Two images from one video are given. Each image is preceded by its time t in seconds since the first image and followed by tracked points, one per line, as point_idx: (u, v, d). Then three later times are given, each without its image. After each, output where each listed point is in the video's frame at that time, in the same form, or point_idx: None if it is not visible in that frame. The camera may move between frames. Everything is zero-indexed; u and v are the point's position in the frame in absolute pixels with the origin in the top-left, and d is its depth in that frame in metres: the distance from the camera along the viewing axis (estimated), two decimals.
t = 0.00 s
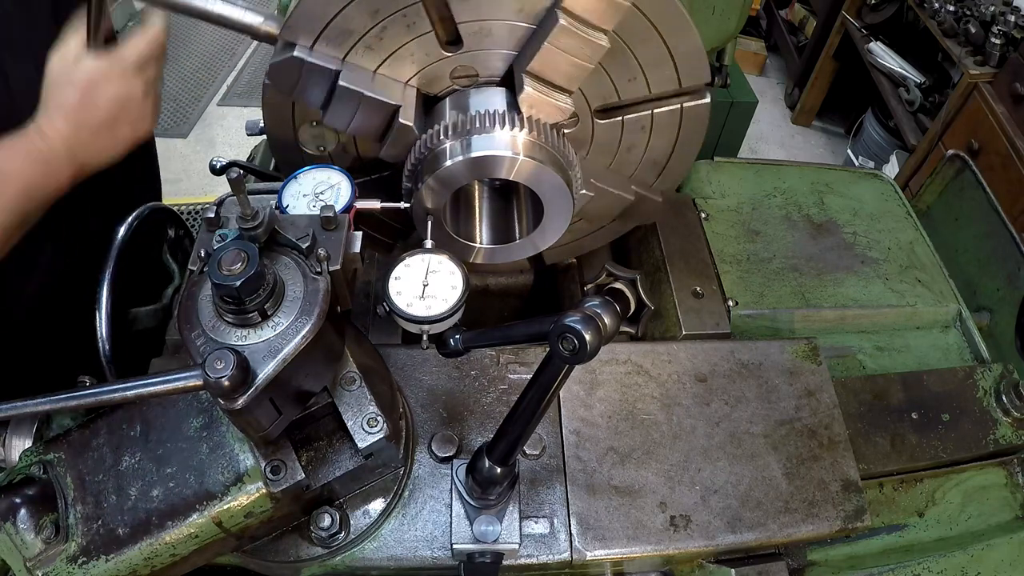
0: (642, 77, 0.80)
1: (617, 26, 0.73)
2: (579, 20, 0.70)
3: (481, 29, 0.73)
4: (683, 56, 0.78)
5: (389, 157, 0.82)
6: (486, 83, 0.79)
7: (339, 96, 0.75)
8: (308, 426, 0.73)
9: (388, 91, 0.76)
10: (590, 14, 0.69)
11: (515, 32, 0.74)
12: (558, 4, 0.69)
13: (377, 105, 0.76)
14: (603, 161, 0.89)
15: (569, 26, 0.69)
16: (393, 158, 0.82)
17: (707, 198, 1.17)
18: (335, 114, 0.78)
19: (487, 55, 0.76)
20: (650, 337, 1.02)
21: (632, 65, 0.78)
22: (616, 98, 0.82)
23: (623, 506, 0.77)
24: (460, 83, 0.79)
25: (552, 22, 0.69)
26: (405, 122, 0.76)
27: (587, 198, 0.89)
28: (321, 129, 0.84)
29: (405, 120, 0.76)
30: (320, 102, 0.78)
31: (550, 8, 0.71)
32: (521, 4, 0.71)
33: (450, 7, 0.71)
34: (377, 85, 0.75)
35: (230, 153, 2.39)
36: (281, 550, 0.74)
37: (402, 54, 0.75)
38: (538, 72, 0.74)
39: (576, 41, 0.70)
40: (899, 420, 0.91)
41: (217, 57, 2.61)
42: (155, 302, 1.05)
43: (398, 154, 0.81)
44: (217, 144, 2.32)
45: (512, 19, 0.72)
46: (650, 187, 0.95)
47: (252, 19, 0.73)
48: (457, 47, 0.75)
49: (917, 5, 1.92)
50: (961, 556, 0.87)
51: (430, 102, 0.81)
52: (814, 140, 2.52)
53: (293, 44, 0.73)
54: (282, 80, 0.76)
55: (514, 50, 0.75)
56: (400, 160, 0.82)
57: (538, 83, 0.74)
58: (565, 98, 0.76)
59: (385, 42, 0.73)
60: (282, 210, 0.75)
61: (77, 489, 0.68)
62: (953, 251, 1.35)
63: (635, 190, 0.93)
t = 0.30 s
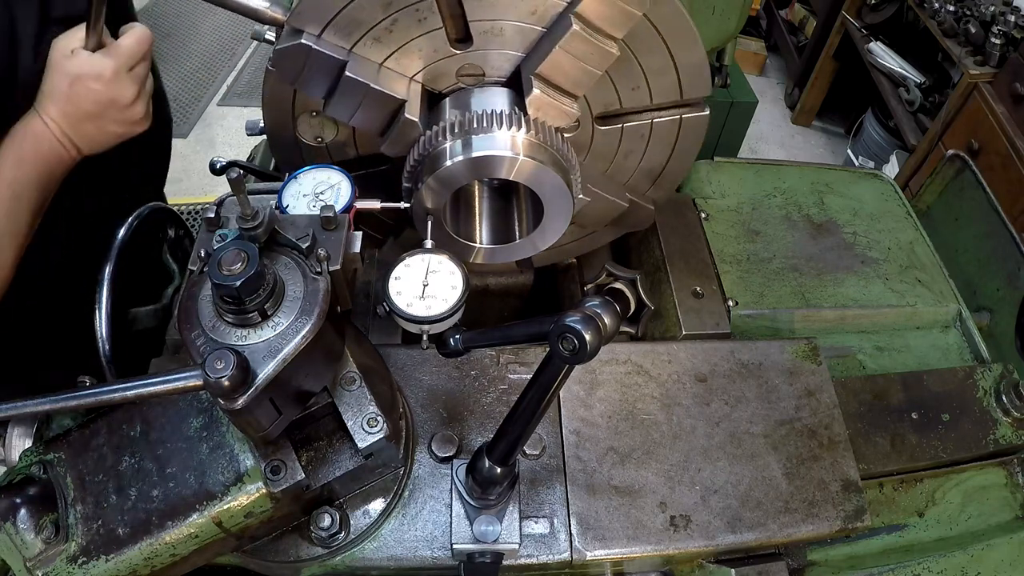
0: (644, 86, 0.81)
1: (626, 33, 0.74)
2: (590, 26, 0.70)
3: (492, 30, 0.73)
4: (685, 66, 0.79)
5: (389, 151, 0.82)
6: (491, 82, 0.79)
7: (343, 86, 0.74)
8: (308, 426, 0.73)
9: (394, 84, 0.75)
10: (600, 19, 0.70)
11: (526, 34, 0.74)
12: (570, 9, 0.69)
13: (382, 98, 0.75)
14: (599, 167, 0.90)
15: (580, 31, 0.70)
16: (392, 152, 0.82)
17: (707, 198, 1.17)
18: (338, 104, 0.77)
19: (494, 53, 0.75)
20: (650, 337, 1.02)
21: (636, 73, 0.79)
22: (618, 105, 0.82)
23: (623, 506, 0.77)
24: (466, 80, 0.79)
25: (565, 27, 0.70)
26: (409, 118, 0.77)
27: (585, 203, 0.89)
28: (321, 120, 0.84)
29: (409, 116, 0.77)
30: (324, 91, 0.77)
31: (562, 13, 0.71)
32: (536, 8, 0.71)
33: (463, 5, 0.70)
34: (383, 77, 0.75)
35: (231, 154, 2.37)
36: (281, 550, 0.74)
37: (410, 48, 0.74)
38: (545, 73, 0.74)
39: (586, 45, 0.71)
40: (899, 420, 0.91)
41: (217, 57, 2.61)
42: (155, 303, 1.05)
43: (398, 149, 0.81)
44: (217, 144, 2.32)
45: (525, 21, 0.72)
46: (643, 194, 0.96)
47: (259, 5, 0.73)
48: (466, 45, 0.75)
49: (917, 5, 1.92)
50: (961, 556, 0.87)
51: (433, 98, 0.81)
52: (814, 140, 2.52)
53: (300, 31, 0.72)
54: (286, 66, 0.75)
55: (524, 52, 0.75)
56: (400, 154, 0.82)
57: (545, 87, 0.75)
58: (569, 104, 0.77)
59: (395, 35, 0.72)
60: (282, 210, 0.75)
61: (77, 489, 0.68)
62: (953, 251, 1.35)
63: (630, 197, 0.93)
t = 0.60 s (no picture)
0: (642, 80, 0.80)
1: (621, 29, 0.73)
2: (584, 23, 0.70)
3: (486, 31, 0.73)
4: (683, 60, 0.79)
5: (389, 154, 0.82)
6: (487, 82, 0.79)
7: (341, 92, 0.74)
8: (308, 426, 0.73)
9: (391, 88, 0.76)
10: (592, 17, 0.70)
11: (520, 33, 0.73)
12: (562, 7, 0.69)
13: (380, 101, 0.75)
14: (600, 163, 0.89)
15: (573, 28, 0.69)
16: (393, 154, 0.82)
17: (707, 198, 1.17)
18: (337, 110, 0.77)
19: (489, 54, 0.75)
20: (650, 337, 1.02)
21: (633, 69, 0.79)
22: (616, 100, 0.82)
23: (623, 506, 0.77)
24: (462, 82, 0.79)
25: (557, 25, 0.69)
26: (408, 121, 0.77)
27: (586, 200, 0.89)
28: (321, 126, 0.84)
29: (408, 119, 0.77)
30: (322, 95, 0.77)
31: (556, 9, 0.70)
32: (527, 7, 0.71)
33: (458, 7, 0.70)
34: (380, 81, 0.75)
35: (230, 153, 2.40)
36: (281, 550, 0.74)
37: (407, 51, 0.74)
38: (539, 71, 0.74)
39: (579, 43, 0.71)
40: (899, 420, 0.91)
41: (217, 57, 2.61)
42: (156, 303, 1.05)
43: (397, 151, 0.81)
44: (217, 144, 2.32)
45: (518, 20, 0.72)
46: (646, 189, 0.95)
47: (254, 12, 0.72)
48: (461, 47, 0.75)
49: (917, 5, 1.92)
50: (961, 556, 0.87)
51: (431, 101, 0.81)
52: (814, 140, 2.52)
53: (296, 39, 0.72)
54: (283, 74, 0.75)
55: (519, 52, 0.75)
56: (400, 156, 0.82)
57: (541, 84, 0.75)
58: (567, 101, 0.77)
59: (392, 37, 0.73)
60: (282, 210, 0.75)
61: (77, 489, 0.68)
62: (953, 251, 1.35)
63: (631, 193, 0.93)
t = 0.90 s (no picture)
0: (627, 52, 0.78)
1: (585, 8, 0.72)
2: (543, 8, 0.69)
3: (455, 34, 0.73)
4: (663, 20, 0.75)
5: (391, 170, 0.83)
6: (471, 85, 0.79)
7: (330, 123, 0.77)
8: (308, 426, 0.73)
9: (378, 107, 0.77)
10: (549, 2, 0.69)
11: (487, 30, 0.73)
12: None
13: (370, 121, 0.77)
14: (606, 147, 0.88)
15: (532, 17, 0.69)
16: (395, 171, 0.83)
17: (707, 198, 1.17)
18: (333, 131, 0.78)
19: (465, 57, 0.76)
20: (650, 337, 1.02)
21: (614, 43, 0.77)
22: (606, 77, 0.81)
23: (623, 506, 0.77)
24: (446, 89, 0.79)
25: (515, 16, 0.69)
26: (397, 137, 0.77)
27: (594, 183, 0.87)
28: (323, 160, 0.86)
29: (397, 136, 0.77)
30: (316, 125, 0.79)
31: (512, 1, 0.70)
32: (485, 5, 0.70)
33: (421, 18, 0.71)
34: (365, 105, 0.77)
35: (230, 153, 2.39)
36: (281, 550, 0.74)
37: (384, 71, 0.75)
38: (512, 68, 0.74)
39: (542, 29, 0.70)
40: (899, 420, 0.91)
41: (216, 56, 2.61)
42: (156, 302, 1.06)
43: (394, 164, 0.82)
44: (217, 144, 2.32)
45: (479, 18, 0.71)
46: (665, 161, 0.91)
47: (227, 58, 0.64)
48: (433, 56, 0.75)
49: (917, 5, 1.92)
50: (961, 556, 0.87)
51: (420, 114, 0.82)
52: (814, 140, 2.52)
53: (278, 80, 0.75)
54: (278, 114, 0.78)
55: (492, 48, 0.75)
56: (400, 172, 0.83)
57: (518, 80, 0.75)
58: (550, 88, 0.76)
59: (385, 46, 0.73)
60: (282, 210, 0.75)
61: (76, 489, 0.68)
62: (953, 251, 1.35)
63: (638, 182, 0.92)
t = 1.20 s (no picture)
0: (611, 34, 0.77)
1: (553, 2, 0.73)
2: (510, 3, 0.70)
3: (436, 40, 0.76)
4: None
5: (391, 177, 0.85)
6: (459, 90, 0.82)
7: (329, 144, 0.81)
8: (307, 426, 0.73)
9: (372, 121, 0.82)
10: None
11: (465, 31, 0.76)
12: None
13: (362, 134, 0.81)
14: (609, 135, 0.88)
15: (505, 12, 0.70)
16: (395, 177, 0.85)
17: (707, 198, 1.17)
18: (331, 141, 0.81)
19: (446, 61, 0.78)
20: (650, 337, 1.02)
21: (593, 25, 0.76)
22: (594, 62, 0.80)
23: (623, 506, 0.77)
24: (435, 96, 0.82)
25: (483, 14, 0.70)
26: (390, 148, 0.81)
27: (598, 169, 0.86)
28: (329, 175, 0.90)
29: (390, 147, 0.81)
30: (316, 143, 0.84)
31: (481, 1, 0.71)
32: (458, 6, 0.73)
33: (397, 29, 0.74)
34: (359, 123, 0.81)
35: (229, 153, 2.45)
36: (280, 550, 0.74)
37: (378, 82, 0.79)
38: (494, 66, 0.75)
39: (517, 22, 0.70)
40: (899, 420, 0.91)
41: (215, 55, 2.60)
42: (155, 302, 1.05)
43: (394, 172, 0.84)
44: (217, 144, 2.32)
45: (455, 21, 0.75)
46: (674, 140, 0.89)
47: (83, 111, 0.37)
48: (416, 66, 0.78)
49: (917, 5, 1.92)
50: (961, 556, 0.87)
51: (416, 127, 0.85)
52: (814, 140, 2.52)
53: (276, 107, 0.81)
54: (282, 138, 0.84)
55: (471, 49, 0.77)
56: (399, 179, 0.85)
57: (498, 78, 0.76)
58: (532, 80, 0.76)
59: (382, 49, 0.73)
60: (282, 210, 0.75)
61: (77, 489, 0.68)
62: (953, 251, 1.35)
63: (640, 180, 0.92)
